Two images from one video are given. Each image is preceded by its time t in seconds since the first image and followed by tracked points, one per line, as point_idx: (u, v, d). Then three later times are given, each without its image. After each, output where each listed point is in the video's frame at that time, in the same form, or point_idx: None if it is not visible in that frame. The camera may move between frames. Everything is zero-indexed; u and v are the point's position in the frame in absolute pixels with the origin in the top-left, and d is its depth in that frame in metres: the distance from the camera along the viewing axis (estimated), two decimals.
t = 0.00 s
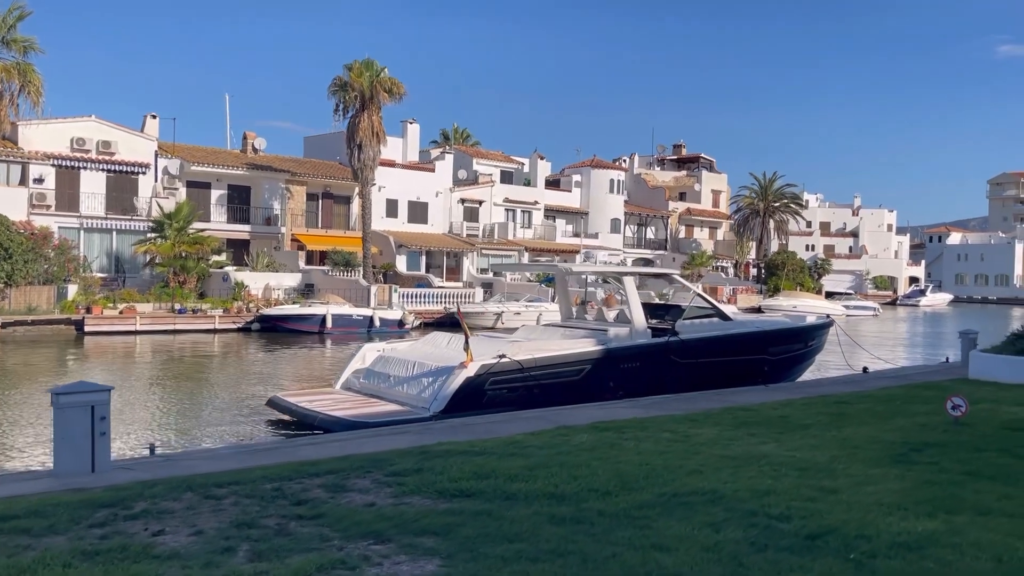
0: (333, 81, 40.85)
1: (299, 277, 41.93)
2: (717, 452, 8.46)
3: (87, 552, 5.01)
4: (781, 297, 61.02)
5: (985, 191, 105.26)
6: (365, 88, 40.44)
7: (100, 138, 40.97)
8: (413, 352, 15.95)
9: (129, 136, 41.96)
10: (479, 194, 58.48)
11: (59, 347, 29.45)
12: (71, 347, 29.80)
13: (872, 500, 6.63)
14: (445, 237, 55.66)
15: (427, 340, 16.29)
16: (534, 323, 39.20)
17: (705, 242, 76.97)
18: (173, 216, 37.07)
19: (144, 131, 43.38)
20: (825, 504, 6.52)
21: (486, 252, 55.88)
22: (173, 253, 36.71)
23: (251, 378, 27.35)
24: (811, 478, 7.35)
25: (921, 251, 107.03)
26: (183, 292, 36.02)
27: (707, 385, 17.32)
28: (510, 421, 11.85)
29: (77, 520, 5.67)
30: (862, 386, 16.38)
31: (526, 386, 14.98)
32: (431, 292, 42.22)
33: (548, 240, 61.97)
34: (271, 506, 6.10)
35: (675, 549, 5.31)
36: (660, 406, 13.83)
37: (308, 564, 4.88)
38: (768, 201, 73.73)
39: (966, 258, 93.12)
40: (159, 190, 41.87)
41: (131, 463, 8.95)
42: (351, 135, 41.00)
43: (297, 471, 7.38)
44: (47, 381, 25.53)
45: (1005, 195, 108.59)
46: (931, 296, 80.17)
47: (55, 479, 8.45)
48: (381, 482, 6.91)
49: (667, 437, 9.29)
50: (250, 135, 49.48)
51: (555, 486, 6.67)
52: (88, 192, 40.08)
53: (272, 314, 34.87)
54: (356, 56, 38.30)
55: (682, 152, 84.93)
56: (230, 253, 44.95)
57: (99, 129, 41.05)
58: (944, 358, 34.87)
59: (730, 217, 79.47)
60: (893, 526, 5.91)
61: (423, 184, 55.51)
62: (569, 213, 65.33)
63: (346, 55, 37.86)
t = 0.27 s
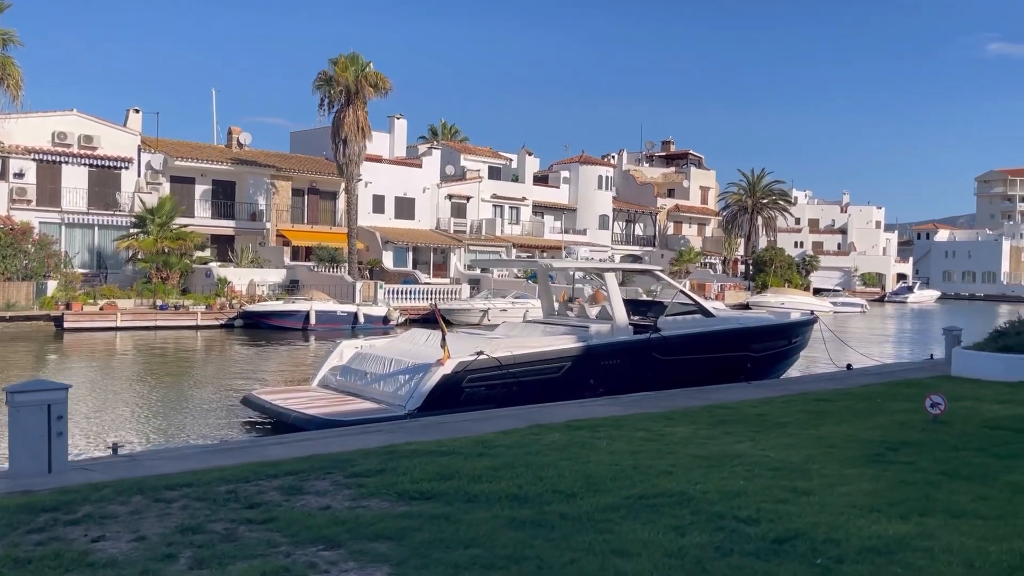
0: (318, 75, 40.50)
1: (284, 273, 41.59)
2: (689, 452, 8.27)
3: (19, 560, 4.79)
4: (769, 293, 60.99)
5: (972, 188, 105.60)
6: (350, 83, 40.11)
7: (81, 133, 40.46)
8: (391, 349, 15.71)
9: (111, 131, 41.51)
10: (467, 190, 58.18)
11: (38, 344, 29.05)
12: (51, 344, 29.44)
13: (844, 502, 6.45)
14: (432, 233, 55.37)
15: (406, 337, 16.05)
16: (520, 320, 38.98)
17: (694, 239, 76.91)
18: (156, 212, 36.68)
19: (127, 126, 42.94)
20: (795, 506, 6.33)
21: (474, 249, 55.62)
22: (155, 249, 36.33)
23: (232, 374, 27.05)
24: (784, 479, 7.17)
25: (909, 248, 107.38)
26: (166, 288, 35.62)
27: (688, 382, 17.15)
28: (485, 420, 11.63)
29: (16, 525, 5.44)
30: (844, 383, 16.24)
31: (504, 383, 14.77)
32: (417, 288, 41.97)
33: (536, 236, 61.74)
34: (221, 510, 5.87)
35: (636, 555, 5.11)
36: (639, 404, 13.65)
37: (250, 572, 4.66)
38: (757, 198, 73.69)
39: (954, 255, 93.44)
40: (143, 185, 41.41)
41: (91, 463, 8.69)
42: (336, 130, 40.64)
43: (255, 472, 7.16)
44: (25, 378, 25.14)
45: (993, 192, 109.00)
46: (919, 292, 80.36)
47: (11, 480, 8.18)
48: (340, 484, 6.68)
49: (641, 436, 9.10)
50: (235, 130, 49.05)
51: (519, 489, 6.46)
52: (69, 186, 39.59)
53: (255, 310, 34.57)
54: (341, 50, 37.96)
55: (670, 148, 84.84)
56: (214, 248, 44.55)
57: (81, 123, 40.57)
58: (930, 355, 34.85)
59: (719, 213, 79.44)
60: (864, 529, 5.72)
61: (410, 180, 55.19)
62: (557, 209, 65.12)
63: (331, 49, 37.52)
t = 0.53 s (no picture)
0: (301, 69, 40.19)
1: (267, 269, 41.22)
2: (660, 452, 8.09)
3: None
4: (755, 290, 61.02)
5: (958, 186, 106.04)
6: (333, 78, 39.81)
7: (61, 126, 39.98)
8: (366, 347, 15.47)
9: (91, 126, 40.89)
10: (453, 186, 57.87)
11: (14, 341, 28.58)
12: (27, 340, 29.06)
13: (812, 505, 6.28)
14: (418, 230, 55.07)
15: (382, 334, 15.82)
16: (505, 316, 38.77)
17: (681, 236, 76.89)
18: (135, 207, 36.35)
19: (107, 120, 42.42)
20: (762, 509, 6.16)
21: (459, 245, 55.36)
22: (135, 244, 35.91)
23: (212, 371, 26.74)
24: (754, 481, 6.99)
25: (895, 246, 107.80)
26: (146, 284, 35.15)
27: (668, 380, 17.00)
28: (457, 419, 11.42)
29: None
30: (824, 381, 16.13)
31: (480, 381, 14.57)
32: (401, 285, 41.69)
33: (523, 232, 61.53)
34: (165, 515, 5.63)
35: (592, 562, 4.92)
36: (616, 402, 13.47)
37: None
38: (743, 195, 73.68)
39: (939, 252, 93.83)
40: (123, 180, 40.92)
41: (46, 464, 8.43)
42: (319, 125, 40.31)
43: (208, 474, 6.92)
44: None
45: (979, 190, 109.48)
46: (904, 290, 80.64)
47: None
48: (295, 487, 6.46)
49: (612, 436, 8.91)
50: (218, 125, 48.59)
51: (479, 492, 6.25)
52: (49, 181, 39.12)
53: (236, 307, 34.21)
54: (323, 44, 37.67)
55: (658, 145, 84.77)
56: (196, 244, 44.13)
57: (60, 117, 39.98)
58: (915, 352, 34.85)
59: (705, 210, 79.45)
60: (831, 534, 5.55)
61: (395, 175, 54.86)
62: (544, 206, 64.93)
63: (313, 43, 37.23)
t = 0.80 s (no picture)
0: (284, 64, 39.85)
1: (249, 266, 40.83)
2: (630, 455, 7.89)
3: None
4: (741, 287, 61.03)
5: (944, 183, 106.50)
6: (316, 73, 39.48)
7: (39, 121, 39.58)
8: (341, 346, 15.24)
9: (70, 120, 40.56)
10: (438, 182, 57.53)
11: None
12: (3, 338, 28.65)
13: (782, 511, 6.10)
14: (403, 226, 54.75)
15: (359, 332, 15.58)
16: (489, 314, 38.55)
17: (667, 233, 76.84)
18: (116, 203, 35.75)
19: (86, 115, 41.86)
20: (731, 514, 5.98)
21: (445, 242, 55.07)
22: (114, 241, 35.41)
23: (191, 369, 26.38)
24: (724, 484, 6.81)
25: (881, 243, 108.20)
26: (125, 281, 34.69)
27: (649, 378, 16.83)
28: (430, 419, 11.20)
29: None
30: (805, 380, 15.99)
31: (457, 380, 14.36)
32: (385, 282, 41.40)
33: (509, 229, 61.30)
34: (108, 524, 5.39)
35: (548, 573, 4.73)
36: (593, 402, 13.28)
37: None
38: (729, 191, 73.65)
39: (925, 249, 94.22)
40: (103, 175, 40.40)
41: None
42: (302, 120, 39.93)
43: (161, 479, 6.68)
44: None
45: (964, 187, 109.94)
46: (890, 286, 80.92)
47: None
48: (249, 494, 6.23)
49: (584, 438, 8.71)
50: (201, 120, 48.13)
51: (439, 498, 6.04)
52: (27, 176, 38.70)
53: (217, 305, 33.81)
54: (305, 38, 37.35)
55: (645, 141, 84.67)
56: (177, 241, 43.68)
57: (39, 112, 39.69)
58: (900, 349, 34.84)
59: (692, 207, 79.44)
60: (799, 542, 5.38)
61: (380, 172, 54.49)
62: (530, 202, 64.70)
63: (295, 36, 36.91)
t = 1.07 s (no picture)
0: (266, 57, 39.45)
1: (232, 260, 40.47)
2: (600, 451, 7.72)
3: None
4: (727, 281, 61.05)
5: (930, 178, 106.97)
6: (299, 65, 39.10)
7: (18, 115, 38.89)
8: (317, 340, 15.02)
9: (49, 113, 39.86)
10: (424, 176, 57.20)
11: None
12: None
13: (750, 509, 5.94)
14: (388, 221, 54.44)
15: (334, 327, 15.36)
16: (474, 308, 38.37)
17: (654, 227, 76.78)
18: (95, 197, 35.43)
19: (65, 108, 41.34)
20: (697, 513, 5.81)
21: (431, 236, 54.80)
22: (94, 236, 34.99)
23: (170, 364, 26.11)
24: (693, 482, 6.65)
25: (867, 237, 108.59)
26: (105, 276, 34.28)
27: (629, 373, 16.68)
28: (402, 416, 11.01)
29: None
30: (786, 374, 15.88)
31: (434, 375, 14.17)
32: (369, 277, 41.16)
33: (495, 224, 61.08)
34: (47, 529, 5.16)
35: None
36: (571, 397, 13.11)
37: None
38: (716, 186, 73.62)
39: (911, 243, 94.62)
40: (83, 169, 39.95)
41: None
42: (284, 114, 39.52)
43: (111, 480, 6.44)
44: None
45: (949, 182, 110.45)
46: (876, 280, 81.21)
47: None
48: (200, 495, 6.01)
49: (555, 434, 8.52)
50: (183, 114, 47.68)
51: (395, 498, 5.83)
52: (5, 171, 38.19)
53: (198, 300, 33.46)
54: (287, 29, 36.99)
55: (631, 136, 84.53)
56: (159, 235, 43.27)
57: (17, 105, 39.03)
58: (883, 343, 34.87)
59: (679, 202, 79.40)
60: (765, 541, 5.22)
61: (365, 166, 54.14)
62: (517, 197, 64.48)
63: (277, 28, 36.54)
